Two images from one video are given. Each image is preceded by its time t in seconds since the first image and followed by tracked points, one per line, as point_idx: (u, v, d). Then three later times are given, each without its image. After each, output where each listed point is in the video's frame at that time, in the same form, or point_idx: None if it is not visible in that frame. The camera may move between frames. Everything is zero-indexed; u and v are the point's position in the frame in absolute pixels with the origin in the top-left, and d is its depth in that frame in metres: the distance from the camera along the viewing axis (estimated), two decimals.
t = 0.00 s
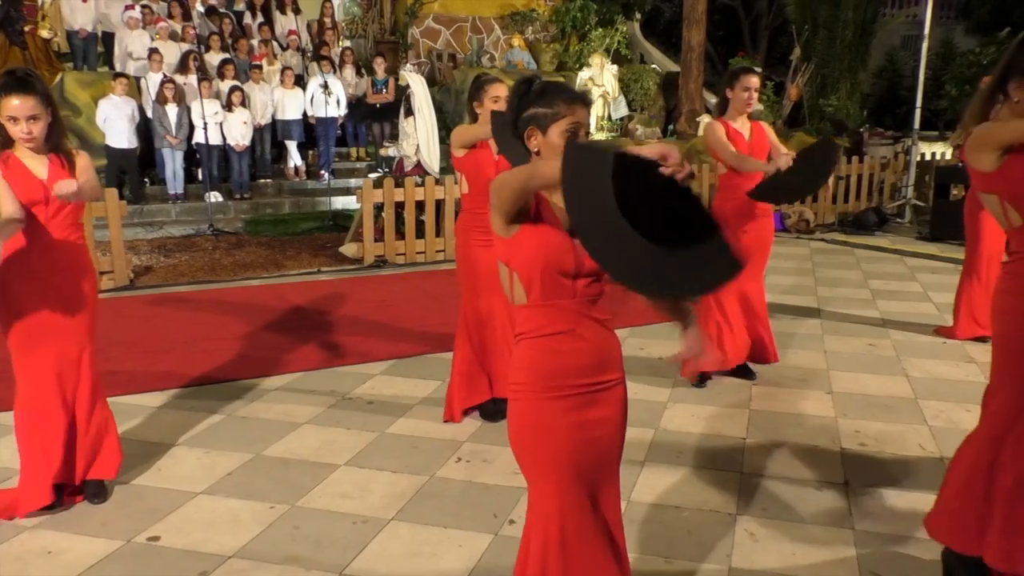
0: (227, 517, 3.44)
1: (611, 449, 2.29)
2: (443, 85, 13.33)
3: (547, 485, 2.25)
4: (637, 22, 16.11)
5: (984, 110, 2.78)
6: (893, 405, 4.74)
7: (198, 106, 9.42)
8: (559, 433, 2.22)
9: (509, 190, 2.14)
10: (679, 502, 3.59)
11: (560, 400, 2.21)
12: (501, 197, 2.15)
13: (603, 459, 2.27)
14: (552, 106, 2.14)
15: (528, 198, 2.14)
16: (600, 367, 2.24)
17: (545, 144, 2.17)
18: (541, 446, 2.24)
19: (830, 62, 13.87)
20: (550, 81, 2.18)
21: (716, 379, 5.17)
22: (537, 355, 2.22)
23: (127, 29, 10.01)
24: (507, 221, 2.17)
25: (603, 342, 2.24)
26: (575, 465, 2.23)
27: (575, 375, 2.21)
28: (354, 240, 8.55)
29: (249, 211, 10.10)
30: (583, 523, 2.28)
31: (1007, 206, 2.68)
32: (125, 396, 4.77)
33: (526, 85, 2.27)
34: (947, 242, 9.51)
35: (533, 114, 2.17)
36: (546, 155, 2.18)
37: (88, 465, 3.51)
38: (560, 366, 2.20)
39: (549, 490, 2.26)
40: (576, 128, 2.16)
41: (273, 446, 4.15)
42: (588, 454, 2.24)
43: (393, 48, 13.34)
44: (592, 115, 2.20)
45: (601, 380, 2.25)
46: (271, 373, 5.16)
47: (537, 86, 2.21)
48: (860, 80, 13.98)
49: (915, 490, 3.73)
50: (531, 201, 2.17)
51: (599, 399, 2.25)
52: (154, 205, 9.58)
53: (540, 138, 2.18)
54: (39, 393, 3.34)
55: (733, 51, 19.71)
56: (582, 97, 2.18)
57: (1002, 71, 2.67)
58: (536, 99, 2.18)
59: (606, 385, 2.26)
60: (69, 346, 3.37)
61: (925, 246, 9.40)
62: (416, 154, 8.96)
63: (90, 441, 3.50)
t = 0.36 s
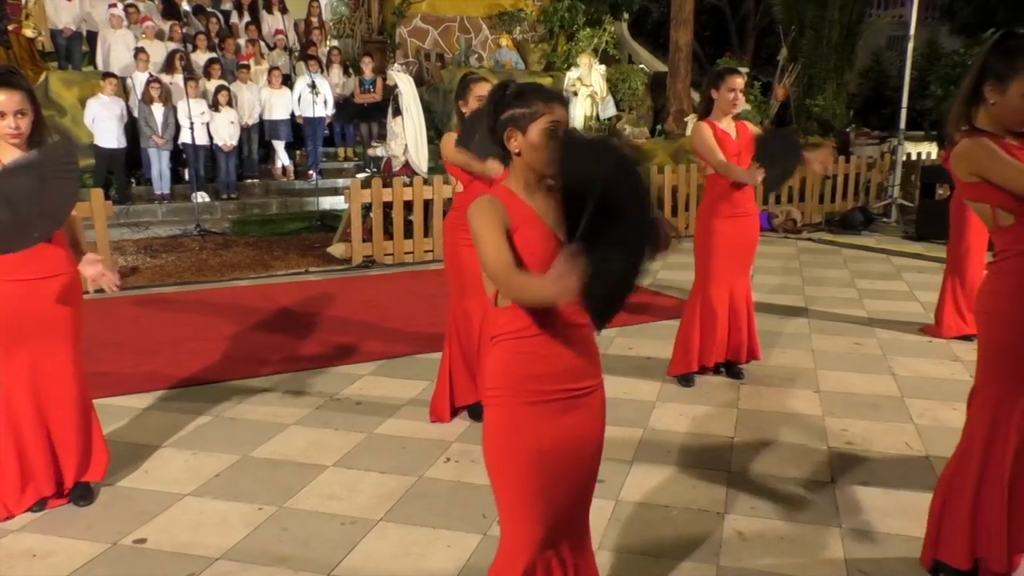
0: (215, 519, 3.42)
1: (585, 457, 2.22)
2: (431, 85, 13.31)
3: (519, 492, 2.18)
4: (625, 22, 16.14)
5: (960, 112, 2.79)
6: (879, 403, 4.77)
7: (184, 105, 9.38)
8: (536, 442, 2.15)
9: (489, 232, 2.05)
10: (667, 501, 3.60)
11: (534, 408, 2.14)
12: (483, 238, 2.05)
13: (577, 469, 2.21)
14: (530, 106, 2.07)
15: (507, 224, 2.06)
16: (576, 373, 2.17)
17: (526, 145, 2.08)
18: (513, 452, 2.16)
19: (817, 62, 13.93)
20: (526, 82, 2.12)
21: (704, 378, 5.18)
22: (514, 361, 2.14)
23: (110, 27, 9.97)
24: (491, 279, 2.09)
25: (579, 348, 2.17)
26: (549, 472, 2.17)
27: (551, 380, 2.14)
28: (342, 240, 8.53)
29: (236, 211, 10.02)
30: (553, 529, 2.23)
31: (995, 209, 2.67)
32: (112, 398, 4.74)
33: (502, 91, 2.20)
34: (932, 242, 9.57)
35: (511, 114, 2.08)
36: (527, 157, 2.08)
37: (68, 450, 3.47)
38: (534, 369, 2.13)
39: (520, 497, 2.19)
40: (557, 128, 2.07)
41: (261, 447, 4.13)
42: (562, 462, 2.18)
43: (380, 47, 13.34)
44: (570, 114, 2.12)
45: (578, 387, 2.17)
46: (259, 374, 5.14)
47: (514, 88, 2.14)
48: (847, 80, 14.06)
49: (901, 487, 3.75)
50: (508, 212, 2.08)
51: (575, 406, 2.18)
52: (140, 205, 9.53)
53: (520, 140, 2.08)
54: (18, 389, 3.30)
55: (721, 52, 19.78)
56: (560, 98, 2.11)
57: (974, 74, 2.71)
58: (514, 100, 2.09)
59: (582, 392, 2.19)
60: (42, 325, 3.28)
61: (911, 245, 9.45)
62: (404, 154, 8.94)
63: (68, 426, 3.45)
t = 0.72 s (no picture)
0: (202, 521, 3.41)
1: (549, 463, 2.13)
2: (419, 85, 13.30)
3: (478, 497, 2.11)
4: (613, 22, 16.17)
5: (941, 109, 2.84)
6: (865, 402, 4.80)
7: (170, 105, 9.34)
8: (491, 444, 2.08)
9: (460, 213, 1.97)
10: (656, 500, 3.61)
11: (497, 408, 2.07)
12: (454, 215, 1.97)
13: (540, 477, 2.12)
14: (501, 104, 2.07)
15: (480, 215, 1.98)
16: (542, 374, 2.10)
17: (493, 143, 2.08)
18: (473, 453, 2.09)
19: (803, 63, 13.99)
20: (498, 80, 2.13)
21: (692, 378, 5.19)
22: (474, 358, 2.08)
23: (95, 27, 9.89)
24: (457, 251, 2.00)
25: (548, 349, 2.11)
26: (508, 477, 2.10)
27: (516, 381, 2.07)
28: (330, 240, 8.51)
29: (223, 211, 9.97)
30: (512, 539, 2.14)
31: (972, 199, 2.65)
32: (97, 399, 4.71)
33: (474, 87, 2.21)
34: (918, 241, 9.64)
35: (481, 111, 2.09)
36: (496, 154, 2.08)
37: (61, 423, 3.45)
38: (499, 369, 2.06)
39: (479, 504, 2.11)
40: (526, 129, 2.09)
41: (249, 448, 4.12)
42: (524, 465, 2.10)
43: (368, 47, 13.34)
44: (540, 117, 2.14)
45: (542, 390, 2.10)
46: (247, 375, 5.12)
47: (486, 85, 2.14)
48: (833, 80, 14.13)
49: (887, 486, 3.77)
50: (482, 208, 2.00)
51: (539, 412, 2.11)
52: (126, 206, 9.48)
53: (487, 137, 2.08)
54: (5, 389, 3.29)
55: (708, 52, 19.86)
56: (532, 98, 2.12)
57: (957, 71, 2.74)
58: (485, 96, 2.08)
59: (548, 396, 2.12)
60: (20, 304, 3.23)
61: (897, 244, 9.51)
62: (392, 154, 8.92)
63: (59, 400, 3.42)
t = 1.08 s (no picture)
0: (188, 523, 3.39)
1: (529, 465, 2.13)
2: (405, 85, 13.28)
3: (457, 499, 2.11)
4: (599, 22, 16.19)
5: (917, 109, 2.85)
6: (851, 400, 4.83)
7: (154, 105, 9.28)
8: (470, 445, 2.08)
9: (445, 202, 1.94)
10: (643, 499, 3.61)
11: (476, 411, 2.07)
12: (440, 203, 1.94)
13: (521, 479, 2.12)
14: (484, 103, 2.05)
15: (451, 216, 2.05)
16: (524, 378, 2.09)
17: (477, 144, 2.08)
18: (451, 455, 2.10)
19: (788, 63, 14.05)
20: (484, 79, 2.11)
21: (679, 377, 5.20)
22: (457, 359, 2.07)
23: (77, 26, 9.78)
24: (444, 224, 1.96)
25: (530, 353, 2.10)
26: (487, 480, 2.10)
27: (495, 385, 2.06)
28: (316, 241, 8.48)
29: (209, 211, 9.94)
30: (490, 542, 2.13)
31: (943, 199, 2.70)
32: (82, 401, 4.68)
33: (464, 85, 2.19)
34: (902, 241, 9.71)
35: (466, 111, 2.08)
36: (478, 155, 2.09)
37: (43, 401, 3.39)
38: (478, 373, 2.05)
39: (458, 507, 2.12)
40: (508, 127, 2.06)
41: (235, 450, 4.10)
42: (503, 469, 2.10)
43: (354, 47, 13.30)
44: (525, 118, 2.11)
45: (522, 395, 2.10)
46: (233, 376, 5.10)
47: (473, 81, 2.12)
48: (817, 81, 14.20)
49: (871, 483, 3.80)
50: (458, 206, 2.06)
51: (520, 416, 2.11)
52: (110, 206, 9.41)
53: (470, 138, 2.09)
54: None
55: (694, 53, 19.93)
56: (518, 98, 2.09)
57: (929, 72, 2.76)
58: (468, 97, 2.08)
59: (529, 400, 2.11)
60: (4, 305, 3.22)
61: (882, 244, 9.57)
62: (378, 154, 8.90)
63: (40, 380, 3.36)
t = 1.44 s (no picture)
0: (173, 525, 3.37)
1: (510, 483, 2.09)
2: (392, 85, 13.25)
3: (437, 518, 2.06)
4: (586, 22, 16.21)
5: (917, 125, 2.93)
6: (836, 398, 4.86)
7: (139, 105, 9.23)
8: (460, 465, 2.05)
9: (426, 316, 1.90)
10: (630, 498, 3.62)
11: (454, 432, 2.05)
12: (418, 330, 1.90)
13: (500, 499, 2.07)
14: (464, 121, 2.07)
15: (447, 259, 1.98)
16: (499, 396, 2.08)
17: (461, 165, 2.08)
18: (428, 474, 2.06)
19: (774, 63, 14.12)
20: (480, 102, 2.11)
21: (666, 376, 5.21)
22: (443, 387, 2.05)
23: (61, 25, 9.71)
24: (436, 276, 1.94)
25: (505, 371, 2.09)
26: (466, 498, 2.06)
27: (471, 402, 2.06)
28: (303, 241, 8.45)
29: (195, 211, 9.90)
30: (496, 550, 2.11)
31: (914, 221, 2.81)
32: (66, 403, 4.65)
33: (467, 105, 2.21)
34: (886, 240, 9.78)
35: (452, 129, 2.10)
36: (462, 175, 2.08)
37: (20, 389, 3.37)
38: (460, 392, 2.06)
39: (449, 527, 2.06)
40: (482, 146, 2.03)
41: (221, 451, 4.08)
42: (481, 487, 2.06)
43: (340, 46, 13.29)
44: (511, 139, 2.06)
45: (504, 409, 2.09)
46: (219, 377, 5.08)
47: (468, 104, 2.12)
48: (803, 81, 14.26)
49: (857, 481, 3.82)
50: (451, 243, 1.99)
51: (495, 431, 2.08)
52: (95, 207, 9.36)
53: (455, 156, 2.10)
54: None
55: (680, 53, 20.00)
56: (499, 117, 2.06)
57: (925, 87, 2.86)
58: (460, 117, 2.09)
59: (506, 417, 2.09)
60: None
61: (867, 243, 9.63)
62: (365, 154, 8.88)
63: (21, 373, 3.36)
